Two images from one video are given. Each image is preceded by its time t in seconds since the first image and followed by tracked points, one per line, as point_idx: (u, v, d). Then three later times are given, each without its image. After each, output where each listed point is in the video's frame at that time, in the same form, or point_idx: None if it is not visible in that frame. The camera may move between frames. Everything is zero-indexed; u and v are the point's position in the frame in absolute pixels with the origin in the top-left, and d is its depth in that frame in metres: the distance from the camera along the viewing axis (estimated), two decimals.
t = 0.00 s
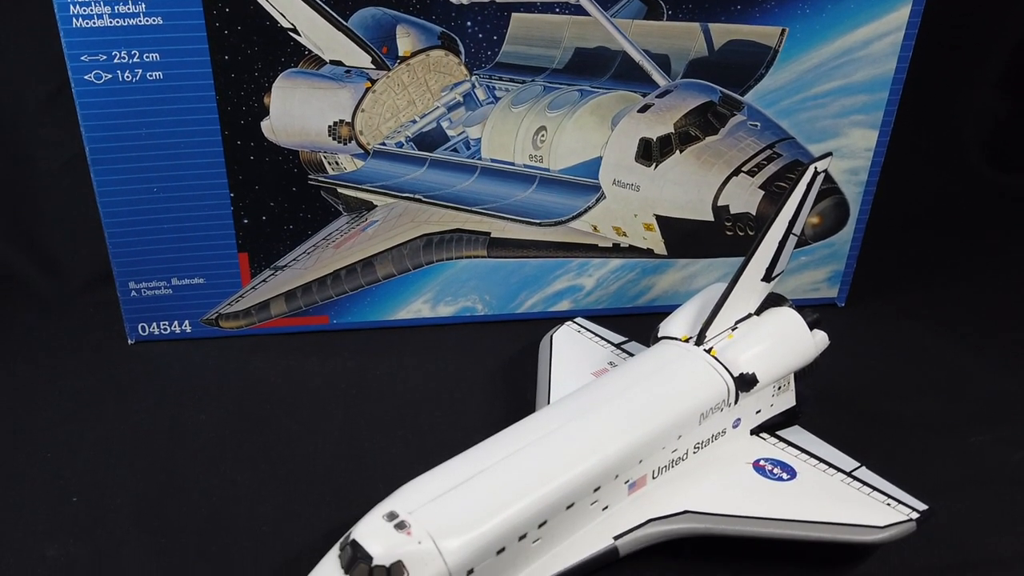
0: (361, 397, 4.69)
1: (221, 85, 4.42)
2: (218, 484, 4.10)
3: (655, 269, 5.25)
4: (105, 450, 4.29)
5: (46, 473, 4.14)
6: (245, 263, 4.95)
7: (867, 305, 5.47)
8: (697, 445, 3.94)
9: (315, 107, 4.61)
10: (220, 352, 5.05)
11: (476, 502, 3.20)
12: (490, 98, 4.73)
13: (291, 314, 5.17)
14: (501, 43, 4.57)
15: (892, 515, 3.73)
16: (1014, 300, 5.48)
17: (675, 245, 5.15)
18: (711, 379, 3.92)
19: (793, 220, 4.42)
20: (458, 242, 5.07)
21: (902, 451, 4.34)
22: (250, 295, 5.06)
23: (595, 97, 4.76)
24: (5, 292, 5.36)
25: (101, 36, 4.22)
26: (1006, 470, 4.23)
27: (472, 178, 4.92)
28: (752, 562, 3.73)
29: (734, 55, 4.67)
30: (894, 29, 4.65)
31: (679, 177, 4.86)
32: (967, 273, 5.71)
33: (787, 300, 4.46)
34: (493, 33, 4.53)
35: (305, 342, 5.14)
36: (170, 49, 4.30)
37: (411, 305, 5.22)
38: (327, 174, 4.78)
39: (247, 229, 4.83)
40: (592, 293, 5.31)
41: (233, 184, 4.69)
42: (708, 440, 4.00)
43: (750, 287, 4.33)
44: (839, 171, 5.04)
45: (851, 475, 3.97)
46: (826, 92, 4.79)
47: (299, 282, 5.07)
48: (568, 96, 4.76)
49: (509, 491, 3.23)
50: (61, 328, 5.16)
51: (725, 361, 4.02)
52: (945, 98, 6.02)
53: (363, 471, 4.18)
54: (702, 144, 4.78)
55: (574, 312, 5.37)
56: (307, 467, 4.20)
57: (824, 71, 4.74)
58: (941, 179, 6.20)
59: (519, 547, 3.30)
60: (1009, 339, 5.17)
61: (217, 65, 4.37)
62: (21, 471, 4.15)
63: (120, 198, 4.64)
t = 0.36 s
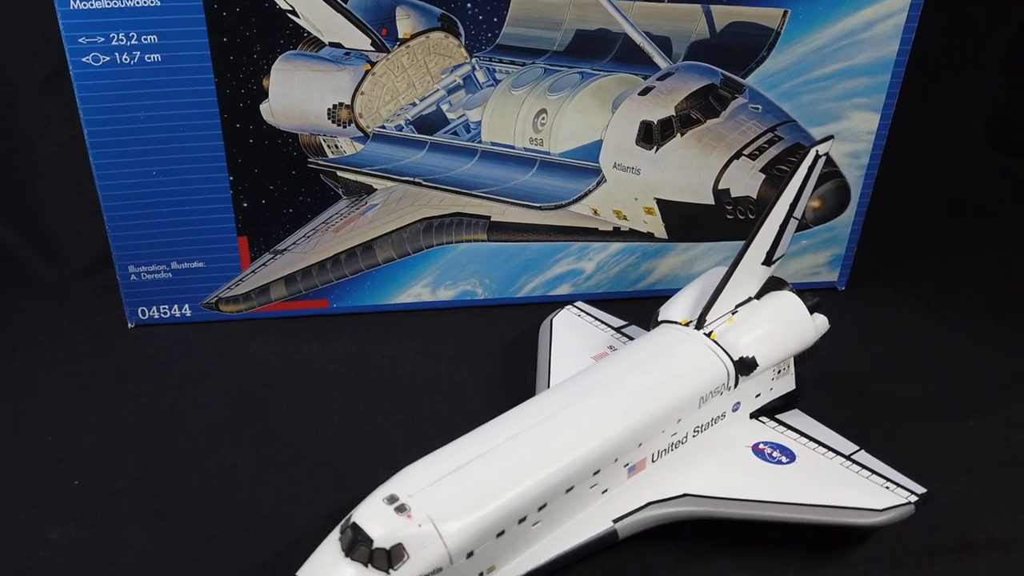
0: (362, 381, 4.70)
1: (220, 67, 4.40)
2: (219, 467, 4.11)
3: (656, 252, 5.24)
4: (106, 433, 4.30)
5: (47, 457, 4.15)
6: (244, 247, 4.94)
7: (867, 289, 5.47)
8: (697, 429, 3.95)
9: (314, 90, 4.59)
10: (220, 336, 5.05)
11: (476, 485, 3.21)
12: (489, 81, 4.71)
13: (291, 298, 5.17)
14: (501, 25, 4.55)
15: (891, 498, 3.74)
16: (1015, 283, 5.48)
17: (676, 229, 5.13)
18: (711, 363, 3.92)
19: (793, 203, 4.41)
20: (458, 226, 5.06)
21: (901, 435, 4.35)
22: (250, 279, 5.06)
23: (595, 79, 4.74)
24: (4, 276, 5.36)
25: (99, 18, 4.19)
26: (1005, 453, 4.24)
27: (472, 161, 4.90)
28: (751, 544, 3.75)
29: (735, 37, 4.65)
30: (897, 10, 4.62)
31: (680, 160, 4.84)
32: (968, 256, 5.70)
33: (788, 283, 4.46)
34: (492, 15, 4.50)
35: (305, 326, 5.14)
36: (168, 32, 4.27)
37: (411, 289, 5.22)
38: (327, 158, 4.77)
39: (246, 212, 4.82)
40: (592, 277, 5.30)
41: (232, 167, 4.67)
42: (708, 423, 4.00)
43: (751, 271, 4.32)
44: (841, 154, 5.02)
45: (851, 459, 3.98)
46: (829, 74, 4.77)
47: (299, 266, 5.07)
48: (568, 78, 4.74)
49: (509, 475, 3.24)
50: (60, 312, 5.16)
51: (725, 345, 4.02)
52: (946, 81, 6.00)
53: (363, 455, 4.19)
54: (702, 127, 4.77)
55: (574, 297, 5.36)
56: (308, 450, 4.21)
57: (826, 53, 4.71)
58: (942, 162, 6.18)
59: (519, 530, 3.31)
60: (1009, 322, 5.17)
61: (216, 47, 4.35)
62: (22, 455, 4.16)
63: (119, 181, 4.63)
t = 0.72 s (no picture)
0: (362, 364, 4.71)
1: (218, 49, 4.37)
2: (219, 450, 4.12)
3: (656, 236, 5.23)
4: (107, 417, 4.31)
5: (48, 440, 4.16)
6: (244, 231, 4.93)
7: (867, 273, 5.46)
8: (696, 413, 3.96)
9: (313, 73, 4.56)
10: (221, 320, 5.05)
11: (476, 469, 3.23)
12: (490, 63, 4.69)
13: (291, 282, 5.16)
14: (501, 7, 4.52)
15: (889, 481, 3.76)
16: (1015, 267, 5.47)
17: (676, 212, 5.12)
18: (711, 347, 3.92)
19: (794, 186, 4.40)
20: (458, 210, 5.05)
21: (900, 419, 4.36)
22: (250, 263, 5.05)
23: (596, 62, 4.71)
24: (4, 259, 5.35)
25: None
26: (1003, 437, 4.25)
27: (473, 145, 4.88)
28: (750, 527, 3.77)
29: (736, 20, 4.62)
30: None
31: (681, 143, 4.82)
32: (970, 240, 5.69)
33: (788, 267, 4.45)
34: None
35: (305, 310, 5.14)
36: (167, 14, 4.24)
37: (411, 273, 5.21)
38: (326, 141, 4.75)
39: (246, 196, 4.81)
40: (592, 261, 5.30)
41: (231, 150, 4.66)
42: (708, 406, 4.01)
43: (751, 256, 4.32)
44: (841, 137, 5.01)
45: (849, 442, 4.00)
46: (830, 57, 4.74)
47: (299, 250, 5.06)
48: (569, 61, 4.71)
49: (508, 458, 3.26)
50: (60, 295, 5.15)
51: (725, 329, 4.02)
52: (949, 63, 5.97)
53: (364, 438, 4.21)
54: (704, 110, 4.75)
55: (574, 281, 5.36)
56: (308, 434, 4.23)
57: (828, 35, 4.68)
58: (944, 145, 6.16)
59: (519, 513, 3.33)
60: (1009, 306, 5.17)
61: (214, 30, 4.32)
62: (22, 438, 4.18)
63: (118, 165, 4.62)
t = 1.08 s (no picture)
0: (362, 348, 4.71)
1: (217, 32, 4.35)
2: (220, 434, 4.14)
3: (656, 220, 5.22)
4: (108, 400, 4.32)
5: (50, 424, 4.18)
6: (244, 215, 4.92)
7: (868, 257, 5.45)
8: (696, 397, 3.97)
9: (312, 55, 4.54)
10: (221, 304, 5.05)
11: (476, 452, 3.24)
12: (490, 46, 4.66)
13: (291, 266, 5.16)
14: None
15: (888, 464, 3.77)
16: (1017, 250, 5.46)
17: (677, 196, 5.11)
18: (711, 331, 3.92)
19: (795, 170, 4.38)
20: (458, 193, 5.04)
21: (900, 402, 4.37)
22: (250, 247, 5.04)
23: (596, 44, 4.69)
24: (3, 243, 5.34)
25: None
26: (1002, 420, 4.26)
27: (472, 128, 4.86)
28: (749, 510, 3.78)
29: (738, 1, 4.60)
30: None
31: (682, 126, 4.80)
32: (971, 224, 5.67)
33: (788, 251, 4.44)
34: None
35: (306, 294, 5.14)
36: None
37: (411, 257, 5.20)
38: (326, 124, 4.73)
39: (245, 179, 4.80)
40: (593, 245, 5.29)
41: (231, 134, 4.64)
42: (708, 390, 4.02)
43: (751, 240, 4.31)
44: (843, 120, 4.98)
45: (849, 426, 4.00)
46: (832, 39, 4.71)
47: (299, 234, 5.05)
48: (570, 43, 4.68)
49: (508, 442, 3.27)
50: (60, 279, 5.15)
51: (725, 313, 4.02)
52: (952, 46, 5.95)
53: (364, 421, 4.22)
54: (706, 93, 4.74)
55: (575, 265, 5.35)
56: (309, 417, 4.24)
57: (830, 17, 4.65)
58: (946, 129, 6.15)
59: (519, 496, 3.34)
60: (1010, 290, 5.16)
61: (213, 12, 4.30)
62: (23, 421, 4.19)
63: (117, 148, 4.60)
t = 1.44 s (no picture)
0: (363, 332, 4.71)
1: (215, 13, 4.32)
2: (221, 417, 4.15)
3: (657, 204, 5.21)
4: (109, 384, 4.32)
5: (51, 407, 4.18)
6: (243, 199, 4.91)
7: (869, 241, 5.44)
8: (695, 381, 3.97)
9: (311, 38, 4.51)
10: (221, 288, 5.05)
11: (476, 435, 3.25)
12: (490, 28, 4.64)
13: (290, 250, 5.15)
14: None
15: (886, 448, 3.78)
16: (1017, 234, 5.45)
17: (677, 180, 5.09)
18: (711, 315, 3.92)
19: (796, 154, 4.35)
20: (458, 176, 5.02)
21: (899, 386, 4.38)
22: (249, 230, 5.03)
23: (597, 26, 4.66)
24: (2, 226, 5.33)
25: None
26: (1001, 404, 4.27)
27: (473, 111, 4.84)
28: (747, 493, 3.80)
29: None
30: None
31: (684, 110, 4.78)
32: (972, 207, 5.66)
33: (789, 235, 4.42)
34: None
35: (305, 278, 5.13)
36: None
37: (411, 241, 5.20)
38: (325, 108, 4.70)
39: (245, 163, 4.78)
40: (593, 229, 5.28)
41: (230, 117, 4.62)
42: (708, 374, 4.02)
43: (752, 223, 4.30)
44: (845, 103, 4.95)
45: (848, 409, 4.01)
46: (834, 22, 4.69)
47: (298, 218, 5.04)
48: (570, 25, 4.67)
49: (508, 425, 3.28)
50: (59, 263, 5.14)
51: (725, 297, 4.02)
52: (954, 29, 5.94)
53: (365, 405, 4.23)
54: (708, 75, 4.72)
55: (575, 249, 5.34)
56: (310, 400, 4.25)
57: None
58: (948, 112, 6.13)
59: (519, 479, 3.36)
60: (1010, 273, 5.16)
61: None
62: (25, 405, 4.19)
63: (116, 131, 4.59)
